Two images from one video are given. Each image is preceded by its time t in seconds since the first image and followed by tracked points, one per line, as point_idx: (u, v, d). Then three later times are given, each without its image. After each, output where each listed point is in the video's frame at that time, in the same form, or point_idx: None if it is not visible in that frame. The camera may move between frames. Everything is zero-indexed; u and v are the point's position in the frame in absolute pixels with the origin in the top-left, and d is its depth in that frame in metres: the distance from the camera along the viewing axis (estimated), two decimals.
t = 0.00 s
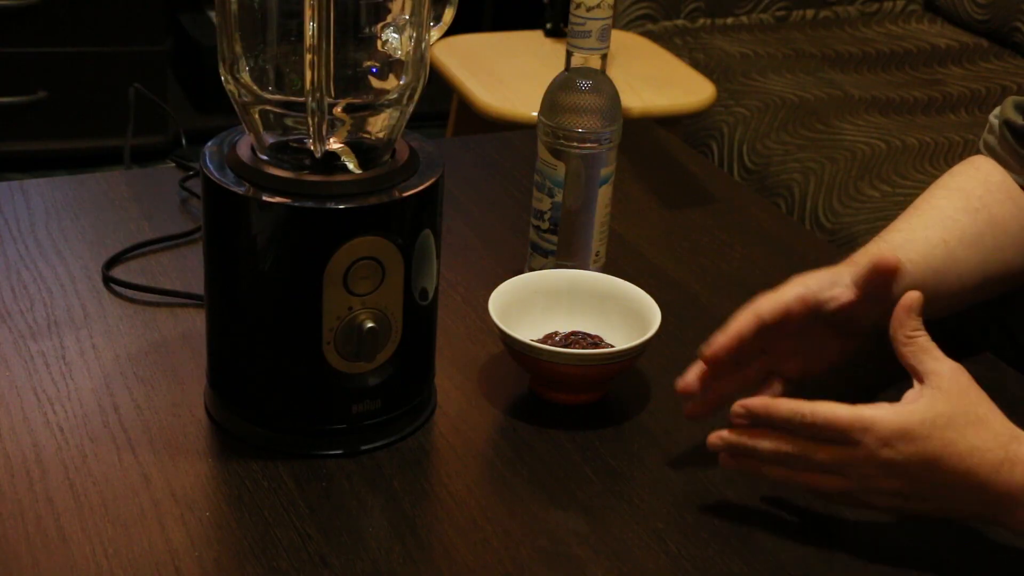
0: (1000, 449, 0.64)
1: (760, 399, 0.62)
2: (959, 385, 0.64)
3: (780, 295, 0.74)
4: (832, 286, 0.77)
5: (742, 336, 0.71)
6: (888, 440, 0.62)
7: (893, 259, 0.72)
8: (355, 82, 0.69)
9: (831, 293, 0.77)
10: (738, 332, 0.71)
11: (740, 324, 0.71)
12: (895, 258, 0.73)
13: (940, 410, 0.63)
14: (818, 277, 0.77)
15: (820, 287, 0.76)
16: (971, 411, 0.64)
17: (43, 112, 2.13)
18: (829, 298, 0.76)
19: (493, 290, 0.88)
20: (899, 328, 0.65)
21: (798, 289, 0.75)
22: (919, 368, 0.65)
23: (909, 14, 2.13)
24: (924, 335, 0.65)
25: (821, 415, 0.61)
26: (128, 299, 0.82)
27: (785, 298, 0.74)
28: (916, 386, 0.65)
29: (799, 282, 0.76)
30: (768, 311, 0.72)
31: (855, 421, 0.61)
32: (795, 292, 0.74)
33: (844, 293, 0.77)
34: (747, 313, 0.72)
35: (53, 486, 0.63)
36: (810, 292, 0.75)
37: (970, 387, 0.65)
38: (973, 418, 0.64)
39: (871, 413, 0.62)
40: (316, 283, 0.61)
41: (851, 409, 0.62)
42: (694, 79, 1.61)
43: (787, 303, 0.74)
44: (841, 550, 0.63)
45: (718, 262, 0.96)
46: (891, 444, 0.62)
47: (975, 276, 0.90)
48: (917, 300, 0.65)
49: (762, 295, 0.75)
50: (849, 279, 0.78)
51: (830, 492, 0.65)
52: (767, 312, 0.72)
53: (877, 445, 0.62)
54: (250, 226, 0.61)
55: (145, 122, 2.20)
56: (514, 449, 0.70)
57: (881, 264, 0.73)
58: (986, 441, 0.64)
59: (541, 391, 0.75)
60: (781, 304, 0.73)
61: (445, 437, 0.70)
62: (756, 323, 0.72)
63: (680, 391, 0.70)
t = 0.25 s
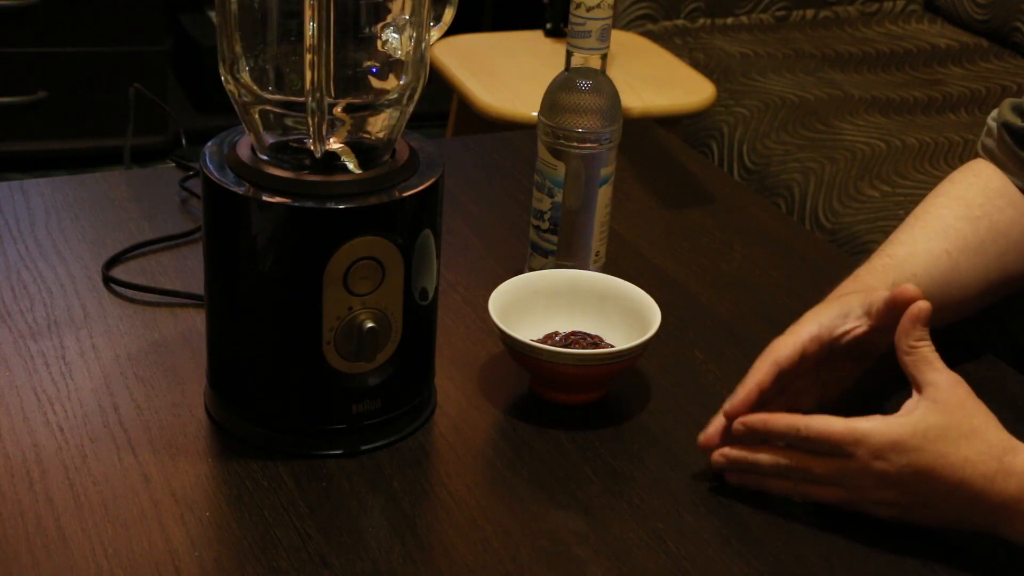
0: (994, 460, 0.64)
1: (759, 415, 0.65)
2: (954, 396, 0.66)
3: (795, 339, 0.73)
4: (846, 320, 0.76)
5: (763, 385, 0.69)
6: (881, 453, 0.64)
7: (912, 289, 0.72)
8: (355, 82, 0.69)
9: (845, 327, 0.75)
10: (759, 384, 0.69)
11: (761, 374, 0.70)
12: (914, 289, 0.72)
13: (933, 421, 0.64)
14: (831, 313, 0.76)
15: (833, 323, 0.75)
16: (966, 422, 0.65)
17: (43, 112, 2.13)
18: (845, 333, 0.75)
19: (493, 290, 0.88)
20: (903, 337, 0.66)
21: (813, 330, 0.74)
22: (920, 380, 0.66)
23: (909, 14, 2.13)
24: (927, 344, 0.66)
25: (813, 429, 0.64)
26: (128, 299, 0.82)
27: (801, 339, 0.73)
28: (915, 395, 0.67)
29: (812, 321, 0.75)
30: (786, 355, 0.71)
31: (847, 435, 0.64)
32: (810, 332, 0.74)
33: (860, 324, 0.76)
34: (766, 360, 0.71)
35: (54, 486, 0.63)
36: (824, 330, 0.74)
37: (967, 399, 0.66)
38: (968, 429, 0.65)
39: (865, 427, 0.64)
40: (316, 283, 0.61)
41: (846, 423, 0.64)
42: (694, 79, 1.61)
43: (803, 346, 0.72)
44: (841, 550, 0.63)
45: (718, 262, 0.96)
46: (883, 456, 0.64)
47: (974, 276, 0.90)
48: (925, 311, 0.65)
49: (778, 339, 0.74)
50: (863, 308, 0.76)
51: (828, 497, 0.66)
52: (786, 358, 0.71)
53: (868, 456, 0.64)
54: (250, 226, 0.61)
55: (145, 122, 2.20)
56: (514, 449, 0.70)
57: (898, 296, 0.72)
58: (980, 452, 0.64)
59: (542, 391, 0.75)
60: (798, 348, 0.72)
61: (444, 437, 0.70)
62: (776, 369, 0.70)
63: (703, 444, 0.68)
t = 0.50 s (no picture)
0: (991, 463, 0.64)
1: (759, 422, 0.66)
2: (952, 398, 0.66)
3: (799, 349, 0.73)
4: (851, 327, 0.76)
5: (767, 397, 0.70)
6: (879, 456, 0.64)
7: (911, 293, 0.70)
8: (355, 82, 0.69)
9: (851, 334, 0.75)
10: (762, 397, 0.69)
11: (763, 387, 0.70)
12: (913, 293, 0.70)
13: (932, 425, 0.64)
14: (836, 321, 0.76)
15: (837, 331, 0.75)
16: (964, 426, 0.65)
17: (43, 112, 2.12)
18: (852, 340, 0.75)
19: (493, 290, 0.88)
20: (902, 341, 0.66)
21: (817, 339, 0.74)
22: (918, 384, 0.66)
23: (909, 14, 2.13)
24: (926, 348, 0.66)
25: (813, 434, 0.64)
26: (128, 299, 0.82)
27: (805, 350, 0.73)
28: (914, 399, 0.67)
29: (816, 330, 0.75)
30: (789, 366, 0.72)
31: (845, 439, 0.64)
32: (813, 341, 0.74)
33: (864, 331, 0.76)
34: (769, 371, 0.71)
35: (54, 486, 0.63)
36: (829, 339, 0.74)
37: (965, 403, 0.66)
38: (966, 433, 0.65)
39: (863, 431, 0.64)
40: (316, 283, 0.61)
41: (844, 428, 0.64)
42: (694, 79, 1.61)
43: (807, 356, 0.72)
44: (841, 550, 0.63)
45: (718, 262, 0.96)
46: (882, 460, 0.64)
47: (974, 276, 0.90)
48: (925, 315, 0.66)
49: (782, 350, 0.74)
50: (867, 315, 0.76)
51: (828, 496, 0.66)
52: (789, 369, 0.71)
53: (867, 460, 0.64)
54: (250, 226, 0.61)
55: (145, 122, 2.20)
56: (514, 448, 0.70)
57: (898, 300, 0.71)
58: (978, 454, 0.64)
59: (542, 391, 0.75)
60: (802, 359, 0.72)
61: (444, 437, 0.70)
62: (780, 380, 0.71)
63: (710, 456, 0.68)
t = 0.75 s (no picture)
0: (991, 462, 0.64)
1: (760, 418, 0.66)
2: (953, 399, 0.66)
3: (801, 346, 0.73)
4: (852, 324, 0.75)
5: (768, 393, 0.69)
6: (879, 454, 0.64)
7: (915, 291, 0.70)
8: (355, 82, 0.69)
9: (852, 332, 0.75)
10: (763, 394, 0.69)
11: (766, 383, 0.70)
12: (918, 291, 0.70)
13: (932, 423, 0.64)
14: (838, 318, 0.75)
15: (839, 329, 0.75)
16: (965, 425, 0.65)
17: (43, 112, 2.12)
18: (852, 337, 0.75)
19: (493, 290, 0.88)
20: (905, 337, 0.66)
21: (820, 336, 0.73)
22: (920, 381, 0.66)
23: (909, 14, 2.13)
24: (929, 347, 0.66)
25: (813, 431, 0.64)
26: (128, 299, 0.82)
27: (807, 346, 0.72)
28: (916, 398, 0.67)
29: (818, 326, 0.75)
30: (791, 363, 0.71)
31: (845, 436, 0.64)
32: (816, 338, 0.73)
33: (865, 329, 0.75)
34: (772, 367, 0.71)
35: (54, 486, 0.63)
36: (830, 336, 0.74)
37: (967, 402, 0.66)
38: (967, 432, 0.64)
39: (864, 428, 0.64)
40: (316, 283, 0.61)
41: (844, 425, 0.64)
42: (694, 79, 1.61)
43: (810, 354, 0.72)
44: (841, 550, 0.63)
45: (718, 262, 0.96)
46: (883, 457, 0.64)
47: (974, 276, 0.90)
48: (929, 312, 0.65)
49: (783, 346, 0.73)
50: (868, 314, 0.76)
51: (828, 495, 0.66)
52: (792, 367, 0.71)
53: (867, 458, 0.64)
54: (250, 226, 0.61)
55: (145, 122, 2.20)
56: (513, 448, 0.70)
57: (901, 298, 0.71)
58: (978, 454, 0.64)
59: (541, 391, 0.75)
60: (805, 356, 0.72)
61: (444, 437, 0.70)
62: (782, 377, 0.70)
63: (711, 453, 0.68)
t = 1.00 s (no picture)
0: (992, 464, 0.64)
1: (761, 419, 0.66)
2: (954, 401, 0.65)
3: (802, 348, 0.73)
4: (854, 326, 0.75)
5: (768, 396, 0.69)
6: (881, 455, 0.64)
7: (918, 293, 0.70)
8: (355, 82, 0.69)
9: (855, 333, 0.75)
10: (764, 396, 0.69)
11: (767, 385, 0.70)
12: (919, 291, 0.70)
13: (934, 425, 0.64)
14: (839, 320, 0.75)
15: (841, 330, 0.75)
16: (966, 427, 0.65)
17: (43, 112, 2.12)
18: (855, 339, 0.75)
19: (493, 290, 0.88)
20: (907, 340, 0.65)
21: (821, 338, 0.73)
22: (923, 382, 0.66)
23: (909, 14, 2.13)
24: (931, 349, 0.65)
25: (814, 432, 0.64)
26: (128, 299, 0.82)
27: (809, 349, 0.72)
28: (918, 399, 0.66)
29: (820, 329, 0.75)
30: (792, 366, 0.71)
31: (846, 437, 0.64)
32: (817, 341, 0.73)
33: (867, 330, 0.75)
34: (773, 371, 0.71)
35: (54, 486, 0.63)
36: (833, 339, 0.74)
37: (969, 405, 0.66)
38: (968, 434, 0.64)
39: (865, 430, 0.64)
40: (316, 283, 0.61)
41: (845, 426, 0.65)
42: (694, 79, 1.61)
43: (811, 355, 0.72)
44: (841, 551, 0.63)
45: (718, 262, 0.96)
46: (884, 459, 0.64)
47: (974, 276, 0.90)
48: (932, 314, 0.64)
49: (785, 349, 0.73)
50: (870, 314, 0.76)
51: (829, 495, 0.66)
52: (794, 368, 0.71)
53: (868, 459, 0.64)
54: (250, 226, 0.61)
55: (145, 122, 2.20)
56: (514, 449, 0.70)
57: (904, 299, 0.71)
58: (979, 455, 0.64)
59: (541, 391, 0.75)
60: (807, 358, 0.72)
61: (444, 437, 0.70)
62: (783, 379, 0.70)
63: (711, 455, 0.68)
